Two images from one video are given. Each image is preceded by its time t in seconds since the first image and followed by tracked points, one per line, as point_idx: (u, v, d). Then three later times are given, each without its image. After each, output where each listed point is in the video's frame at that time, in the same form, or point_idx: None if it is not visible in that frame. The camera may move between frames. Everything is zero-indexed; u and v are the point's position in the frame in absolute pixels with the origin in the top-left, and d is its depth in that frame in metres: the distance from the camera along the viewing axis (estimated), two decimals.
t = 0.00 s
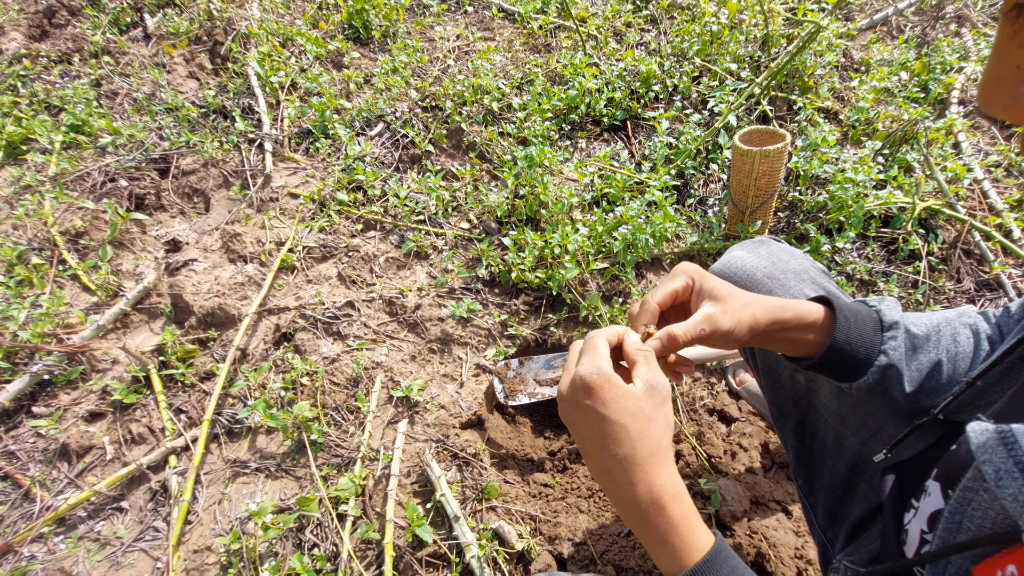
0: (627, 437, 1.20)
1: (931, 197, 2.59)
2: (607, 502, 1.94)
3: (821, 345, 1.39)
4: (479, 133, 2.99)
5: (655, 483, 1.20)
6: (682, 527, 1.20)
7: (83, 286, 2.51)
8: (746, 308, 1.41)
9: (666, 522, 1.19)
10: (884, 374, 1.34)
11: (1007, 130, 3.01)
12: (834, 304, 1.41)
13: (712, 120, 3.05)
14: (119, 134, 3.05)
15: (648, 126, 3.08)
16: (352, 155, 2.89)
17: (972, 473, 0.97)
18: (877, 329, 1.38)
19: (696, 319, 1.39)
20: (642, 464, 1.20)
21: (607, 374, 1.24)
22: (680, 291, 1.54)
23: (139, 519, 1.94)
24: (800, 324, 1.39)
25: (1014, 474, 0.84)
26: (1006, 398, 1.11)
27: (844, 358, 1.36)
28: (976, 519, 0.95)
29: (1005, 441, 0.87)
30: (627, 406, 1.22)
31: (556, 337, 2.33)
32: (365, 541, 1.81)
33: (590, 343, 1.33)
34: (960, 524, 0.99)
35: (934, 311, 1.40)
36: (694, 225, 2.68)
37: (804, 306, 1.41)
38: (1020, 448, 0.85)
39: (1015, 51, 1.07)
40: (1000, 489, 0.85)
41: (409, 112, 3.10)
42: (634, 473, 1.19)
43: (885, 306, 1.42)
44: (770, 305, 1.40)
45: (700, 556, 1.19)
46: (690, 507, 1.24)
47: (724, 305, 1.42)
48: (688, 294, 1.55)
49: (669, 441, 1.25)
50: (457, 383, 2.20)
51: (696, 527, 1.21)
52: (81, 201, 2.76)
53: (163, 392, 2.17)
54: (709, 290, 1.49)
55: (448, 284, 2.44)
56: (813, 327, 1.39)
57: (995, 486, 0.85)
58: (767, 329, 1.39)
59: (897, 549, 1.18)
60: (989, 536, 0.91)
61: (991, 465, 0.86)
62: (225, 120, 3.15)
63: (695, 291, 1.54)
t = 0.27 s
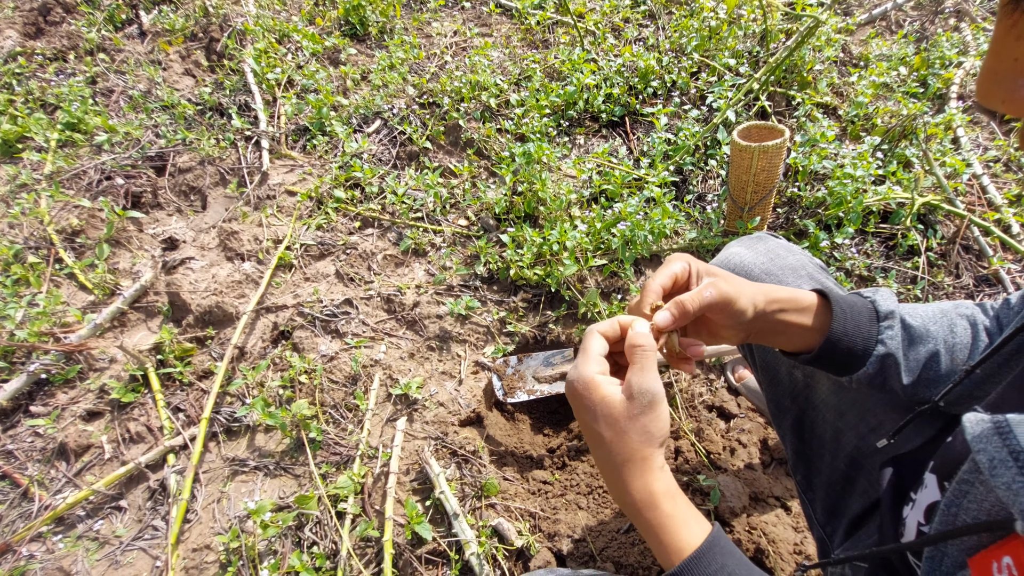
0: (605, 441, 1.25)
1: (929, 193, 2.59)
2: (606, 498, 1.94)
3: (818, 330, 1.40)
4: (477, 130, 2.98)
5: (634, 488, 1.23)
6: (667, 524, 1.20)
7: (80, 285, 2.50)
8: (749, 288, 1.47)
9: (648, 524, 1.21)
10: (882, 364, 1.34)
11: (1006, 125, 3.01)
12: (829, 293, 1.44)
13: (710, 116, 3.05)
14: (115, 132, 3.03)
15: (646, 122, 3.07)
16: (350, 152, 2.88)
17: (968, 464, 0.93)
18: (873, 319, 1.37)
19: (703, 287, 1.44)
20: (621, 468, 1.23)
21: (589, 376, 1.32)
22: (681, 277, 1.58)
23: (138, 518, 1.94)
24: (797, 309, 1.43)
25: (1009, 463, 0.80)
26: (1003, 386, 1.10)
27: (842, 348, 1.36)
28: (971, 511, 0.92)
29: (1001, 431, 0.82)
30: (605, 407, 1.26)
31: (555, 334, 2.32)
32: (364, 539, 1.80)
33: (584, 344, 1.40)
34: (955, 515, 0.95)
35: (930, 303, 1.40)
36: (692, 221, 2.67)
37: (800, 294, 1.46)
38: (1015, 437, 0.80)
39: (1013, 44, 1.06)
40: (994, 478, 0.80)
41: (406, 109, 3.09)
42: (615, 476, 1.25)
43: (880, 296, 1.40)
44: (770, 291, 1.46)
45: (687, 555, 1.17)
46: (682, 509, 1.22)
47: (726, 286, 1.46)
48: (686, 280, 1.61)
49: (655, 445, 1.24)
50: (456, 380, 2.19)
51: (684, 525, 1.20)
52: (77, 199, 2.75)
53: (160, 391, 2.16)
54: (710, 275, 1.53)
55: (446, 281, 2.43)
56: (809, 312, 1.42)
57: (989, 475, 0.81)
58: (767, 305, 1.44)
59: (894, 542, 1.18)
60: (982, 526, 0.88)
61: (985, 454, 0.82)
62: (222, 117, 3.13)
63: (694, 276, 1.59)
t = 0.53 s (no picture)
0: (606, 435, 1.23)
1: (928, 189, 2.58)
2: (605, 495, 1.94)
3: (813, 322, 1.42)
4: (475, 126, 2.97)
5: (641, 482, 1.21)
6: (675, 519, 1.19)
7: (77, 283, 2.49)
8: (746, 275, 1.49)
9: (656, 519, 1.20)
10: (879, 357, 1.34)
11: (1005, 121, 3.01)
12: (824, 285, 1.45)
13: (709, 112, 3.04)
14: (111, 129, 3.02)
15: (644, 119, 3.06)
16: (347, 149, 2.87)
17: (965, 460, 0.92)
18: (869, 312, 1.37)
19: (699, 274, 1.46)
20: (624, 462, 1.21)
21: (588, 374, 1.29)
22: (678, 266, 1.59)
23: (136, 516, 1.93)
24: (793, 299, 1.44)
25: (1006, 457, 0.78)
26: (1001, 382, 1.09)
27: (840, 339, 1.36)
28: (968, 507, 0.91)
29: (997, 425, 0.81)
30: (606, 406, 1.24)
31: (553, 331, 2.32)
32: (363, 536, 1.80)
33: (572, 343, 1.39)
34: (951, 511, 0.95)
35: (928, 297, 1.39)
36: (691, 217, 2.67)
37: (796, 285, 1.47)
38: (1013, 431, 0.79)
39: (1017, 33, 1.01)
40: (991, 473, 0.79)
41: (404, 105, 3.07)
42: (618, 472, 1.23)
43: (876, 290, 1.40)
44: (767, 279, 1.48)
45: (696, 549, 1.17)
46: (687, 501, 1.22)
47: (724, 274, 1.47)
48: (683, 269, 1.60)
49: (658, 437, 1.23)
50: (454, 377, 2.19)
51: (691, 519, 1.20)
52: (73, 197, 2.73)
53: (158, 389, 2.16)
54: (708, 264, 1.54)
55: (445, 279, 2.42)
56: (805, 303, 1.43)
57: (986, 470, 0.80)
58: (765, 291, 1.45)
59: (890, 538, 1.17)
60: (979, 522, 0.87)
61: (982, 449, 0.81)
62: (218, 114, 3.12)
63: (691, 265, 1.59)
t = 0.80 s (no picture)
0: (624, 424, 1.20)
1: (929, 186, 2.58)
2: (606, 493, 1.94)
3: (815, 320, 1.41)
4: (474, 124, 2.96)
5: (657, 473, 1.18)
6: (686, 514, 1.18)
7: (75, 281, 2.48)
8: (748, 273, 1.50)
9: (665, 514, 1.18)
10: (883, 353, 1.34)
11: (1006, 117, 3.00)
12: (829, 282, 1.45)
13: (709, 109, 3.03)
14: (109, 127, 3.00)
15: (644, 116, 3.05)
16: (346, 146, 2.86)
17: (960, 458, 0.92)
18: (873, 309, 1.37)
19: (702, 274, 1.47)
20: (641, 452, 1.19)
21: (612, 361, 1.26)
22: (679, 264, 1.58)
23: (135, 515, 1.93)
24: (796, 296, 1.45)
25: (998, 455, 0.77)
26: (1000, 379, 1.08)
27: (844, 335, 1.35)
28: (964, 504, 0.91)
29: (990, 423, 0.80)
30: (628, 394, 1.22)
31: (554, 329, 2.31)
32: (363, 535, 1.80)
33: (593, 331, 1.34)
34: (949, 509, 0.94)
35: (931, 295, 1.39)
36: (692, 215, 2.66)
37: (799, 281, 1.48)
38: (1005, 429, 0.78)
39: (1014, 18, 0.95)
40: (983, 471, 0.78)
41: (403, 102, 3.06)
42: (634, 464, 1.19)
43: (879, 287, 1.40)
44: (770, 276, 1.49)
45: (706, 544, 1.17)
46: (696, 498, 1.21)
47: (726, 272, 1.48)
48: (683, 269, 1.59)
49: (671, 429, 1.23)
50: (454, 375, 2.19)
51: (700, 515, 1.19)
52: (70, 195, 2.72)
53: (157, 387, 2.15)
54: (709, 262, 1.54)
55: (444, 277, 2.42)
56: (808, 299, 1.44)
57: (978, 468, 0.79)
58: (768, 289, 1.46)
59: (891, 536, 1.17)
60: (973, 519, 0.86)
61: (974, 447, 0.80)
62: (217, 111, 3.10)
63: (691, 263, 1.58)
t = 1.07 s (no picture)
0: (653, 423, 1.18)
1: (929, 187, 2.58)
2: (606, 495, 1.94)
3: (816, 318, 1.41)
4: (473, 125, 2.96)
5: (674, 476, 1.16)
6: (694, 524, 1.16)
7: (73, 283, 2.48)
8: (744, 274, 1.50)
9: (679, 520, 1.15)
10: (883, 354, 1.33)
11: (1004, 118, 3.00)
12: (828, 281, 1.45)
13: (709, 110, 3.03)
14: (107, 128, 3.00)
15: (644, 117, 3.05)
16: (345, 148, 2.85)
17: (956, 466, 0.90)
18: (872, 310, 1.37)
19: (698, 279, 1.47)
20: (667, 453, 1.17)
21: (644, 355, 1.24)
22: (676, 273, 1.57)
23: (134, 518, 1.92)
24: (795, 294, 1.45)
25: (993, 467, 0.77)
26: (998, 386, 1.08)
27: (846, 334, 1.35)
28: (961, 513, 0.90)
29: (985, 435, 0.79)
30: (657, 393, 1.20)
31: (553, 330, 2.31)
32: (363, 538, 1.80)
33: (626, 324, 1.34)
34: (947, 517, 0.93)
35: (931, 296, 1.39)
36: (691, 216, 2.66)
37: (797, 280, 1.49)
38: (1000, 441, 0.77)
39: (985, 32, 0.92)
40: (977, 482, 0.78)
41: (402, 103, 3.05)
42: (652, 464, 1.16)
43: (878, 288, 1.40)
44: (766, 275, 1.50)
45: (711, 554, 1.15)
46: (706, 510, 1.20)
47: (725, 274, 1.48)
48: (679, 276, 1.58)
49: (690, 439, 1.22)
50: (454, 377, 2.18)
51: (707, 525, 1.17)
52: (69, 197, 2.71)
53: (156, 390, 2.14)
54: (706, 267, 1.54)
55: (443, 278, 2.41)
56: (808, 298, 1.44)
57: (972, 479, 0.79)
58: (767, 287, 1.47)
59: (891, 540, 1.17)
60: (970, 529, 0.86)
61: (969, 459, 0.79)
62: (215, 113, 3.10)
63: (687, 270, 1.57)
